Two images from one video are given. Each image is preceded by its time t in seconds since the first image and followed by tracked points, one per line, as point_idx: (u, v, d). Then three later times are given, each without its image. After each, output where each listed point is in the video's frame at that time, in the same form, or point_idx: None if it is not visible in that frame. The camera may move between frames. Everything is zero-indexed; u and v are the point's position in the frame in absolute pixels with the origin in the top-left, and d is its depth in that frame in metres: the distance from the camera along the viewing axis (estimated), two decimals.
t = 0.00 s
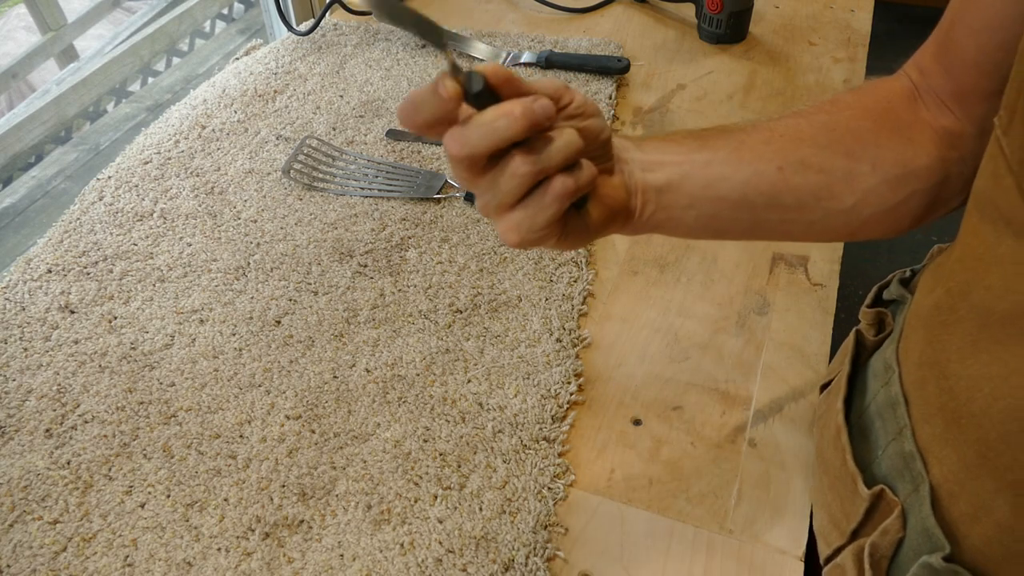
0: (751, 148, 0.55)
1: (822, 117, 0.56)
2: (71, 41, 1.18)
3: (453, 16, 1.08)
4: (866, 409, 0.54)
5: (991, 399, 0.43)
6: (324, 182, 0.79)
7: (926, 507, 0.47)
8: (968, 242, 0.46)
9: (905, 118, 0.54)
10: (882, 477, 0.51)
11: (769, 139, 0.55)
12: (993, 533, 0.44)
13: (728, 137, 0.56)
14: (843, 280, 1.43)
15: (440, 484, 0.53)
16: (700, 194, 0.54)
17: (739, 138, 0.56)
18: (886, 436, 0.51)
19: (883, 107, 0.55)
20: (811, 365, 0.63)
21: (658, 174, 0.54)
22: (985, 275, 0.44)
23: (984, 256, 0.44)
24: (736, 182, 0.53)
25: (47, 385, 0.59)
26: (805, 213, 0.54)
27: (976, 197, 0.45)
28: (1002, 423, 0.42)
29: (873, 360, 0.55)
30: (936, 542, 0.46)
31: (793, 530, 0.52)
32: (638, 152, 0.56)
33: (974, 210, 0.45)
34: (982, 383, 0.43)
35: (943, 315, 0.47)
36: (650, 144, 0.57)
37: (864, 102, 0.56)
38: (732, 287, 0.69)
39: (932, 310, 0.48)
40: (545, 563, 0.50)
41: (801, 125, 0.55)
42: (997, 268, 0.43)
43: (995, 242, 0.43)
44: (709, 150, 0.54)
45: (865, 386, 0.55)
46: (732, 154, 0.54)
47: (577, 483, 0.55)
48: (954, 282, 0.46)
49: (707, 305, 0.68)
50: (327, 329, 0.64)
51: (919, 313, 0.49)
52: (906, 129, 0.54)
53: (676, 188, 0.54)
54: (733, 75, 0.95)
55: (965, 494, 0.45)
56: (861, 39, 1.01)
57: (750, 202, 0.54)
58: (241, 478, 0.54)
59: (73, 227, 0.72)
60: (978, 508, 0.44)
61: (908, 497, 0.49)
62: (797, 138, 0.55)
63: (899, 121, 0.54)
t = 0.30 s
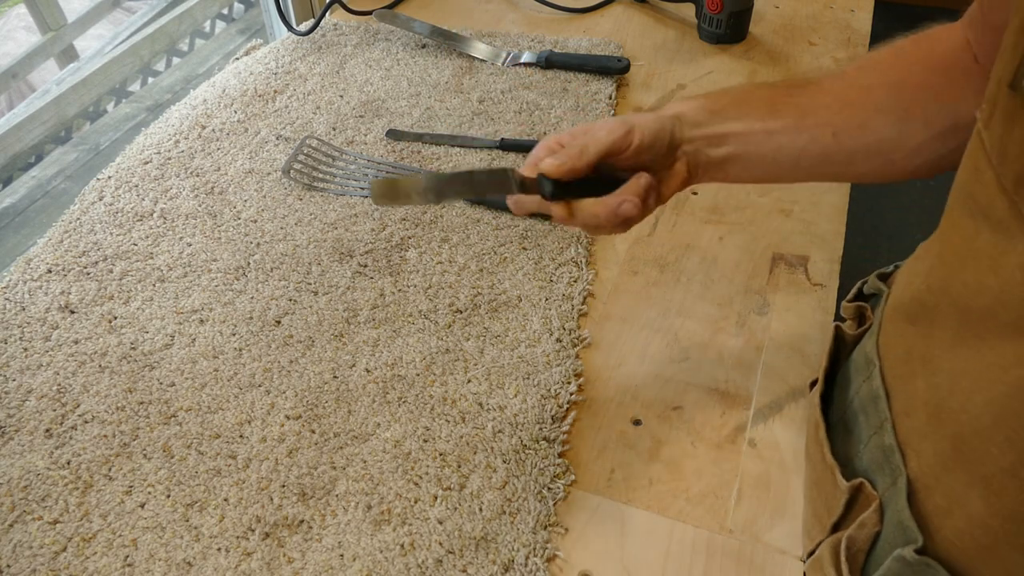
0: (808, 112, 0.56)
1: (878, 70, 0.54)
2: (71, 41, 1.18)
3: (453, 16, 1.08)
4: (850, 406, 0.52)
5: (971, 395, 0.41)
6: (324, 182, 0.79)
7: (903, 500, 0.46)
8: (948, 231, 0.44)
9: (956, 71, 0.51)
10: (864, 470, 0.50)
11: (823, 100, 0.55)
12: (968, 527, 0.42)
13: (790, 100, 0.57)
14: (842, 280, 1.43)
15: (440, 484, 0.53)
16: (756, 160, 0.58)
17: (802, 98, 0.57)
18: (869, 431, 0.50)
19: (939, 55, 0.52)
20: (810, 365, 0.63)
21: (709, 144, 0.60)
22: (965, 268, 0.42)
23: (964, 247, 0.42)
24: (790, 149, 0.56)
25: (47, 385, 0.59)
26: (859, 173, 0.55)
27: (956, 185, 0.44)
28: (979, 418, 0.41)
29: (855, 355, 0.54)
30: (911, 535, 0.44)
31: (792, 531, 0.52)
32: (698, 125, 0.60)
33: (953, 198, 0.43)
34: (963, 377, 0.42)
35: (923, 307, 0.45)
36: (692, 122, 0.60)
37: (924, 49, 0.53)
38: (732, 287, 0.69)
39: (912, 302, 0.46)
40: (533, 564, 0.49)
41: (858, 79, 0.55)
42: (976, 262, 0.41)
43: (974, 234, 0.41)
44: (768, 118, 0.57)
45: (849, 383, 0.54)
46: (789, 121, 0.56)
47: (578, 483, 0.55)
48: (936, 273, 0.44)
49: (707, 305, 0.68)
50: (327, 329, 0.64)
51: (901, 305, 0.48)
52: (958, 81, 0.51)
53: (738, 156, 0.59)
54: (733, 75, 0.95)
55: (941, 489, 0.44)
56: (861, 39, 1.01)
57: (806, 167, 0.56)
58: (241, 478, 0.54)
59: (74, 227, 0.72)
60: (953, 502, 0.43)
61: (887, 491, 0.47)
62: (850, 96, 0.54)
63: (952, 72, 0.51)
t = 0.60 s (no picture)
0: (860, 114, 0.54)
1: (920, 64, 0.54)
2: (71, 41, 1.18)
3: (453, 16, 1.08)
4: (874, 411, 0.52)
5: (1007, 398, 0.42)
6: (324, 181, 0.79)
7: (941, 508, 0.46)
8: (973, 237, 0.44)
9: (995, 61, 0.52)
10: (895, 477, 0.50)
11: (873, 100, 0.54)
12: (1014, 532, 0.43)
13: (836, 104, 0.55)
14: (842, 280, 1.43)
15: (440, 484, 0.53)
16: (800, 167, 0.57)
17: (850, 98, 0.55)
18: (897, 436, 0.50)
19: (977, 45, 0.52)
20: (811, 365, 0.63)
21: (748, 158, 0.58)
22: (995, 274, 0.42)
23: (993, 253, 0.43)
24: (839, 155, 0.55)
25: (47, 385, 0.59)
26: (906, 172, 0.55)
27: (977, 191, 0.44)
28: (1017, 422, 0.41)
29: (875, 360, 0.54)
30: (954, 543, 0.45)
31: (793, 530, 0.52)
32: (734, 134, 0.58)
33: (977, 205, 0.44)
34: (998, 381, 0.42)
35: (954, 311, 0.45)
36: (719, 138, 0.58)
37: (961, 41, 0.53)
38: (733, 287, 0.69)
39: (940, 307, 0.47)
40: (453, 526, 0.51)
41: (900, 77, 0.54)
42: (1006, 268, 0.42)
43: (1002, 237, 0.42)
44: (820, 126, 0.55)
45: (870, 387, 0.54)
46: (840, 127, 0.55)
47: (577, 483, 0.55)
48: (962, 280, 0.45)
49: (708, 305, 0.68)
50: (327, 329, 0.64)
51: (924, 312, 0.48)
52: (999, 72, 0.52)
53: (779, 163, 0.58)
54: (733, 75, 0.95)
55: (984, 494, 0.44)
56: (861, 39, 1.01)
57: (857, 171, 0.56)
58: (241, 478, 0.54)
59: (74, 227, 0.72)
60: (996, 507, 0.43)
61: (922, 498, 0.47)
62: (899, 96, 0.54)
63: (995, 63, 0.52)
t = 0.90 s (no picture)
0: (852, 99, 0.56)
1: (915, 54, 0.55)
2: (71, 41, 1.18)
3: (453, 16, 1.08)
4: (882, 381, 0.54)
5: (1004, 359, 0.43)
6: (324, 182, 0.79)
7: (931, 469, 0.46)
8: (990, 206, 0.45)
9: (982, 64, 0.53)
10: (893, 443, 0.51)
11: (868, 82, 0.56)
12: (994, 493, 0.43)
13: (833, 80, 0.56)
14: (842, 280, 1.43)
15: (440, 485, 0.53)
16: (783, 137, 0.59)
17: (848, 76, 0.56)
18: (900, 404, 0.51)
19: (969, 45, 0.54)
20: (810, 363, 0.63)
21: (733, 120, 0.59)
22: (1008, 237, 0.43)
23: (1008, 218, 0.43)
24: (826, 133, 0.58)
25: (47, 385, 0.59)
26: (886, 157, 0.58)
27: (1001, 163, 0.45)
28: (1011, 381, 0.42)
29: (887, 334, 0.55)
30: (938, 502, 0.45)
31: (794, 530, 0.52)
32: (733, 96, 0.57)
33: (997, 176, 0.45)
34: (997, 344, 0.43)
35: (961, 278, 0.47)
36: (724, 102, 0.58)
37: (955, 35, 0.54)
38: (733, 287, 0.69)
39: (949, 275, 0.48)
40: (317, 463, 0.44)
41: (895, 62, 0.56)
42: (1018, 232, 0.43)
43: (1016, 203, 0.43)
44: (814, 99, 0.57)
45: (881, 360, 0.55)
46: (832, 104, 0.57)
47: (577, 483, 0.55)
48: (976, 246, 0.46)
49: (708, 304, 0.68)
50: (327, 329, 0.64)
51: (937, 280, 0.49)
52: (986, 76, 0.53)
53: (762, 128, 0.59)
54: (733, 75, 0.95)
55: (972, 457, 0.44)
56: (861, 39, 1.01)
57: (838, 148, 0.58)
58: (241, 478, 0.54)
59: (74, 227, 0.72)
60: (982, 469, 0.44)
61: (916, 462, 0.48)
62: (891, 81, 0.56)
63: (983, 66, 0.53)
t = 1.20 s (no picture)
0: (830, 85, 0.58)
1: (902, 50, 0.57)
2: (71, 41, 1.17)
3: (452, 16, 1.08)
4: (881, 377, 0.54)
5: (1004, 352, 0.43)
6: (324, 182, 0.79)
7: (930, 464, 0.47)
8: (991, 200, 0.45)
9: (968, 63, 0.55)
10: (892, 440, 0.52)
11: (847, 71, 0.58)
12: (996, 489, 0.43)
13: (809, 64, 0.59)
14: (842, 280, 1.43)
15: (440, 484, 0.54)
16: (757, 120, 0.62)
17: (826, 63, 0.59)
18: (899, 400, 0.51)
19: (959, 45, 0.55)
20: (809, 364, 0.63)
21: (706, 96, 0.63)
22: (1008, 230, 0.43)
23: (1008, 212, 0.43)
24: (801, 117, 0.60)
25: (47, 385, 0.59)
26: (863, 146, 0.60)
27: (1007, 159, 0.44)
28: (1011, 373, 0.42)
29: (886, 330, 0.55)
30: (938, 497, 0.46)
31: (794, 530, 0.52)
32: (704, 73, 0.62)
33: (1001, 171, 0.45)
34: (996, 337, 0.43)
35: (958, 272, 0.47)
36: (690, 79, 0.63)
37: (949, 38, 0.55)
38: (733, 286, 0.69)
39: (946, 270, 0.48)
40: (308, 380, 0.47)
41: (879, 58, 0.58)
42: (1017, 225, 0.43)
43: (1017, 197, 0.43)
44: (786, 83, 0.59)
45: (880, 356, 0.55)
46: (807, 90, 0.59)
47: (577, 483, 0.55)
48: (975, 241, 0.46)
49: (707, 304, 0.68)
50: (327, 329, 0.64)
51: (935, 276, 0.49)
52: (973, 77, 0.54)
53: (737, 109, 0.63)
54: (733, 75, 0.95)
55: (973, 452, 0.45)
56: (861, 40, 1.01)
57: (813, 134, 0.61)
58: (241, 478, 0.54)
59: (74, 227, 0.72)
60: (983, 464, 0.44)
61: (915, 459, 0.49)
62: (870, 76, 0.57)
63: (971, 66, 0.55)
